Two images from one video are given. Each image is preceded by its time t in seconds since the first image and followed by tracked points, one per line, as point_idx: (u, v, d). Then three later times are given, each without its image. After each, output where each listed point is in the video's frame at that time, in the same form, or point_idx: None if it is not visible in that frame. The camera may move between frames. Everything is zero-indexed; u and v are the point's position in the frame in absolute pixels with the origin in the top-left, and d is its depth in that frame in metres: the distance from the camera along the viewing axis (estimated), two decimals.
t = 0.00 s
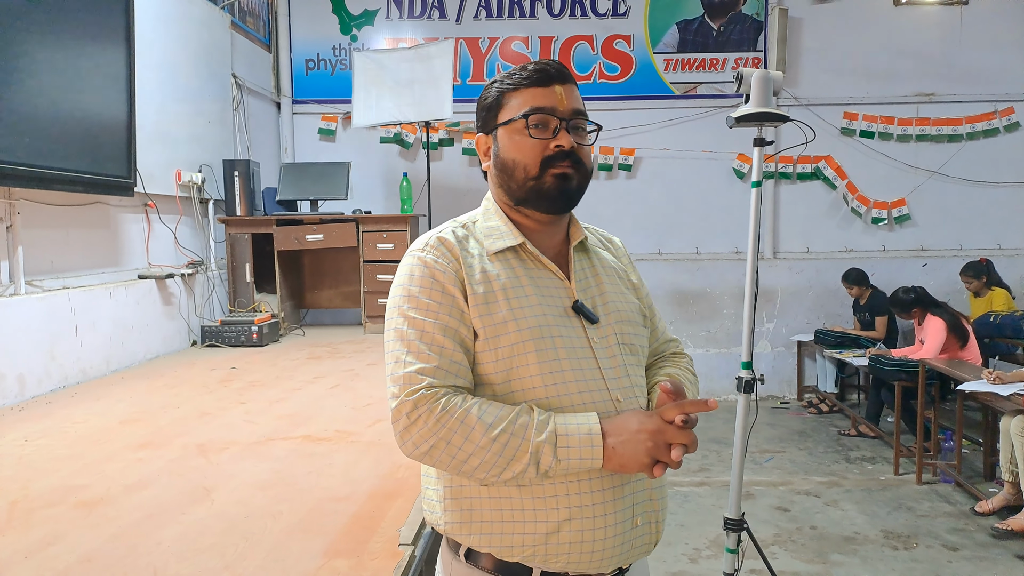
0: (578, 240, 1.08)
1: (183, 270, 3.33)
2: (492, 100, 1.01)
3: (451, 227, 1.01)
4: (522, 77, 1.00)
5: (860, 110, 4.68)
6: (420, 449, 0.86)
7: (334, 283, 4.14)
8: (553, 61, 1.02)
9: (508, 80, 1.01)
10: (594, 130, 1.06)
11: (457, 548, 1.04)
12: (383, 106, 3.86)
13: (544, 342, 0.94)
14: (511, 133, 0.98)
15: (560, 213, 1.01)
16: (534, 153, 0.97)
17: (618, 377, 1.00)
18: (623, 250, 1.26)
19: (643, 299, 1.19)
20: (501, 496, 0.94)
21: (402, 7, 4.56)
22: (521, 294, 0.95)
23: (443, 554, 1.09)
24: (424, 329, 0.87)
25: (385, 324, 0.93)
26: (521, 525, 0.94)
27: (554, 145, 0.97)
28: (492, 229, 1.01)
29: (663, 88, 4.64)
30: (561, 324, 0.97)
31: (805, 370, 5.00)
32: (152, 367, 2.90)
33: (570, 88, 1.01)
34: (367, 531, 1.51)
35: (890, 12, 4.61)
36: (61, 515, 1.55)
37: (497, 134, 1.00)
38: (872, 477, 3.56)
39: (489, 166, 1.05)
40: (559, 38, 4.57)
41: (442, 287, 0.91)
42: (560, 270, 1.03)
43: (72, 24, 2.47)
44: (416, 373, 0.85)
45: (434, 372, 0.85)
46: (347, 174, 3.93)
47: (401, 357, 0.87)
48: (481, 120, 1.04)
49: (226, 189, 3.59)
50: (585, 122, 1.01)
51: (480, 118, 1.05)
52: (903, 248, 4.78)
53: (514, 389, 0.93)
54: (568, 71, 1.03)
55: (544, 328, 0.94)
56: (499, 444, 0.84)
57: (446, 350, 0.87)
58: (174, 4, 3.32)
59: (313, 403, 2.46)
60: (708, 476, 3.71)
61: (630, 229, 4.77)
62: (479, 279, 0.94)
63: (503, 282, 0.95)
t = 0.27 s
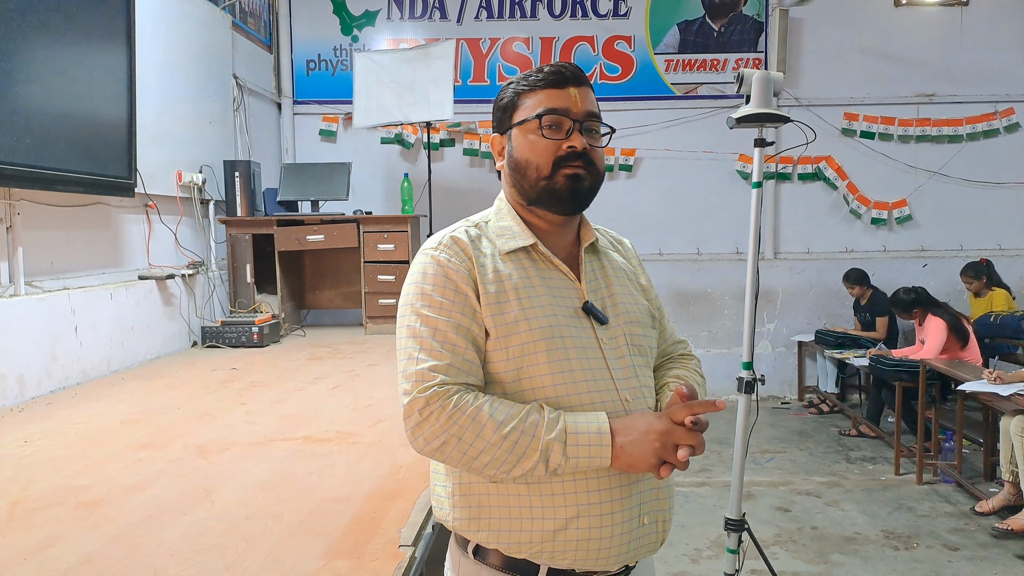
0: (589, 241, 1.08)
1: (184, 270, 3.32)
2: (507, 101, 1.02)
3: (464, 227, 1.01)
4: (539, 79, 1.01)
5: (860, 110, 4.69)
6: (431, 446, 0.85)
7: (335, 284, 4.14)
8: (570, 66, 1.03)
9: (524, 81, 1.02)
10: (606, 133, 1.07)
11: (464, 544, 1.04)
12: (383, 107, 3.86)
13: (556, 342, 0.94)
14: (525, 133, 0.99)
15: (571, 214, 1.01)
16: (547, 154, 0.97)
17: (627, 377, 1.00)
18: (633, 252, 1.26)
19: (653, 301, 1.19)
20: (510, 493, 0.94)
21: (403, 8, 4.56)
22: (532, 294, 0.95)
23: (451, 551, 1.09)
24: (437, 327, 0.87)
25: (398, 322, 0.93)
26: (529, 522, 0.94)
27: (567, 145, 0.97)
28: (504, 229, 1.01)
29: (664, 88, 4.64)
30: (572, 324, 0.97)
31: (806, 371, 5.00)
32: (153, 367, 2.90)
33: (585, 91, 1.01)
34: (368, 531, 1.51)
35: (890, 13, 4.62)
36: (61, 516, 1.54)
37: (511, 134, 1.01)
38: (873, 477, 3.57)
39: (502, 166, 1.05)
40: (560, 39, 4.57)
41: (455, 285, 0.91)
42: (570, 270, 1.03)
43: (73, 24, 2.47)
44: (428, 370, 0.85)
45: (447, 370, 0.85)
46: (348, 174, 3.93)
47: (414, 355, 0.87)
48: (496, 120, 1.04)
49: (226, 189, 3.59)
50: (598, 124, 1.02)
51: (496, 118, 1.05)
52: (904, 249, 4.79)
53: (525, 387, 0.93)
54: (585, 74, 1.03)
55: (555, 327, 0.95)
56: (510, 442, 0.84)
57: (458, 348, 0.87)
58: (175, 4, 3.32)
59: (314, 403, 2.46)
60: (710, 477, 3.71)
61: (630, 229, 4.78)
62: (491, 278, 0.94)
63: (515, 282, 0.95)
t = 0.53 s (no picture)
0: (595, 242, 1.08)
1: (182, 271, 3.31)
2: (516, 103, 1.01)
3: (471, 225, 1.01)
4: (548, 82, 1.00)
5: (860, 112, 4.70)
6: (435, 440, 0.85)
7: (334, 284, 4.13)
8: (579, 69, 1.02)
9: (533, 84, 1.01)
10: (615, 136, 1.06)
11: (469, 540, 1.05)
12: (383, 107, 3.85)
13: (561, 341, 0.94)
14: (533, 136, 0.98)
15: (577, 216, 1.01)
16: (553, 157, 0.97)
17: (631, 376, 1.00)
18: (642, 253, 1.26)
19: (659, 301, 1.19)
20: (513, 489, 0.94)
21: (403, 7, 4.55)
22: (538, 292, 0.95)
23: (455, 547, 1.09)
24: (442, 323, 0.87)
25: (405, 317, 0.93)
26: (530, 516, 0.94)
27: (573, 149, 0.97)
28: (512, 228, 1.01)
29: (664, 89, 4.64)
30: (576, 323, 0.97)
31: (805, 371, 5.02)
32: (150, 368, 2.88)
33: (594, 95, 1.01)
34: (366, 533, 1.51)
35: (888, 14, 4.63)
36: (58, 517, 1.54)
37: (519, 136, 1.00)
38: (871, 477, 3.58)
39: (511, 167, 1.05)
40: (560, 39, 4.57)
41: (461, 282, 0.90)
42: (576, 269, 1.03)
43: (70, 24, 2.45)
44: (433, 365, 0.85)
45: (451, 365, 0.85)
46: (348, 175, 3.92)
47: (419, 350, 0.87)
48: (506, 122, 1.04)
49: (225, 189, 3.57)
50: (606, 128, 1.01)
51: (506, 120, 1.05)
52: (902, 249, 4.81)
53: (528, 385, 0.93)
54: (595, 78, 1.03)
55: (559, 326, 0.94)
56: (512, 438, 0.84)
57: (463, 345, 0.87)
58: (173, 3, 3.30)
59: (314, 404, 2.45)
60: (709, 477, 3.72)
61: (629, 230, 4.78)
62: (497, 275, 0.94)
63: (520, 280, 0.95)
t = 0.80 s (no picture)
0: (597, 242, 1.08)
1: (179, 271, 3.30)
2: (518, 108, 1.01)
3: (475, 223, 1.01)
4: (549, 87, 0.99)
5: (857, 114, 4.72)
6: (435, 434, 0.86)
7: (333, 284, 4.12)
8: (580, 73, 1.01)
9: (535, 89, 1.01)
10: (617, 142, 1.05)
11: (469, 536, 1.05)
12: (383, 107, 3.85)
13: (562, 340, 0.94)
14: (534, 143, 0.98)
15: (577, 222, 1.01)
16: (554, 165, 0.97)
17: (631, 374, 1.00)
18: (644, 253, 1.26)
19: (661, 300, 1.19)
20: (512, 484, 0.94)
21: (402, 7, 4.54)
22: (539, 290, 0.95)
23: (456, 544, 1.09)
24: (444, 319, 0.87)
25: (408, 313, 0.93)
26: (528, 511, 0.94)
27: (573, 158, 0.96)
28: (515, 228, 1.01)
29: (663, 90, 4.65)
30: (577, 321, 0.97)
31: (802, 372, 5.03)
32: (147, 368, 2.87)
33: (595, 100, 1.00)
34: (364, 534, 1.50)
35: (886, 17, 4.65)
36: (54, 518, 1.53)
37: (521, 143, 1.00)
38: (868, 478, 3.60)
39: (513, 171, 1.05)
40: (559, 40, 4.57)
41: (463, 278, 0.90)
42: (578, 268, 1.03)
43: (68, 23, 2.44)
44: (434, 360, 0.85)
45: (452, 361, 0.85)
46: (347, 174, 3.91)
47: (421, 346, 0.87)
48: (508, 126, 1.04)
49: (224, 189, 3.56)
50: (607, 134, 1.00)
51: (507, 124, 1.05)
52: (899, 250, 4.83)
53: (528, 381, 0.93)
54: (596, 82, 1.02)
55: (560, 323, 0.94)
56: (511, 434, 0.84)
57: (464, 341, 0.87)
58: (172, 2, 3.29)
59: (312, 405, 2.45)
60: (706, 477, 3.73)
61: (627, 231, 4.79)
62: (499, 272, 0.94)
63: (522, 277, 0.95)
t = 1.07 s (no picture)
0: (596, 241, 1.08)
1: (178, 272, 3.30)
2: (513, 111, 1.00)
3: (474, 223, 1.01)
4: (544, 90, 0.98)
5: (855, 113, 4.72)
6: (434, 432, 0.85)
7: (332, 285, 4.12)
8: (575, 74, 1.00)
9: (530, 92, 1.00)
10: (614, 143, 1.05)
11: (469, 534, 1.05)
12: (381, 107, 3.85)
13: (561, 339, 0.94)
14: (530, 146, 0.98)
15: (576, 224, 1.01)
16: (551, 169, 0.97)
17: (630, 373, 1.00)
18: (643, 253, 1.26)
19: (659, 300, 1.18)
20: (512, 482, 0.94)
21: (400, 7, 4.54)
22: (539, 288, 0.95)
23: (455, 542, 1.09)
24: (444, 318, 0.87)
25: (407, 312, 0.93)
26: (527, 509, 0.94)
27: (570, 161, 0.96)
28: (514, 227, 1.01)
29: (661, 90, 4.65)
30: (576, 320, 0.97)
31: (801, 371, 5.04)
32: (146, 369, 2.87)
33: (591, 102, 0.99)
34: (363, 534, 1.50)
35: (884, 16, 4.65)
36: (52, 519, 1.53)
37: (517, 147, 1.00)
38: (867, 477, 3.60)
39: (510, 174, 1.05)
40: (558, 40, 4.57)
41: (463, 277, 0.90)
42: (577, 267, 1.03)
43: (65, 23, 2.43)
44: (434, 359, 0.85)
45: (452, 359, 0.85)
46: (345, 175, 3.91)
47: (420, 345, 0.87)
48: (505, 130, 1.03)
49: (222, 190, 3.56)
50: (604, 136, 1.00)
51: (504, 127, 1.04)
52: (898, 249, 4.83)
53: (528, 379, 0.93)
54: (591, 83, 1.01)
55: (560, 322, 0.94)
56: (511, 431, 0.84)
57: (464, 339, 0.87)
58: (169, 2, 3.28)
59: (311, 405, 2.45)
60: (706, 477, 3.73)
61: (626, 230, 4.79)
62: (498, 270, 0.94)
63: (522, 276, 0.95)
